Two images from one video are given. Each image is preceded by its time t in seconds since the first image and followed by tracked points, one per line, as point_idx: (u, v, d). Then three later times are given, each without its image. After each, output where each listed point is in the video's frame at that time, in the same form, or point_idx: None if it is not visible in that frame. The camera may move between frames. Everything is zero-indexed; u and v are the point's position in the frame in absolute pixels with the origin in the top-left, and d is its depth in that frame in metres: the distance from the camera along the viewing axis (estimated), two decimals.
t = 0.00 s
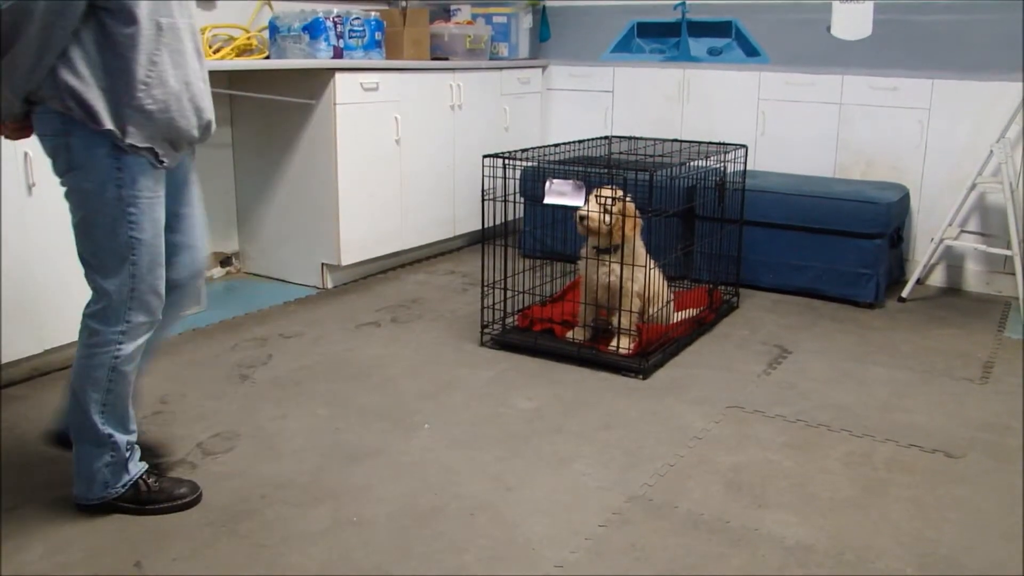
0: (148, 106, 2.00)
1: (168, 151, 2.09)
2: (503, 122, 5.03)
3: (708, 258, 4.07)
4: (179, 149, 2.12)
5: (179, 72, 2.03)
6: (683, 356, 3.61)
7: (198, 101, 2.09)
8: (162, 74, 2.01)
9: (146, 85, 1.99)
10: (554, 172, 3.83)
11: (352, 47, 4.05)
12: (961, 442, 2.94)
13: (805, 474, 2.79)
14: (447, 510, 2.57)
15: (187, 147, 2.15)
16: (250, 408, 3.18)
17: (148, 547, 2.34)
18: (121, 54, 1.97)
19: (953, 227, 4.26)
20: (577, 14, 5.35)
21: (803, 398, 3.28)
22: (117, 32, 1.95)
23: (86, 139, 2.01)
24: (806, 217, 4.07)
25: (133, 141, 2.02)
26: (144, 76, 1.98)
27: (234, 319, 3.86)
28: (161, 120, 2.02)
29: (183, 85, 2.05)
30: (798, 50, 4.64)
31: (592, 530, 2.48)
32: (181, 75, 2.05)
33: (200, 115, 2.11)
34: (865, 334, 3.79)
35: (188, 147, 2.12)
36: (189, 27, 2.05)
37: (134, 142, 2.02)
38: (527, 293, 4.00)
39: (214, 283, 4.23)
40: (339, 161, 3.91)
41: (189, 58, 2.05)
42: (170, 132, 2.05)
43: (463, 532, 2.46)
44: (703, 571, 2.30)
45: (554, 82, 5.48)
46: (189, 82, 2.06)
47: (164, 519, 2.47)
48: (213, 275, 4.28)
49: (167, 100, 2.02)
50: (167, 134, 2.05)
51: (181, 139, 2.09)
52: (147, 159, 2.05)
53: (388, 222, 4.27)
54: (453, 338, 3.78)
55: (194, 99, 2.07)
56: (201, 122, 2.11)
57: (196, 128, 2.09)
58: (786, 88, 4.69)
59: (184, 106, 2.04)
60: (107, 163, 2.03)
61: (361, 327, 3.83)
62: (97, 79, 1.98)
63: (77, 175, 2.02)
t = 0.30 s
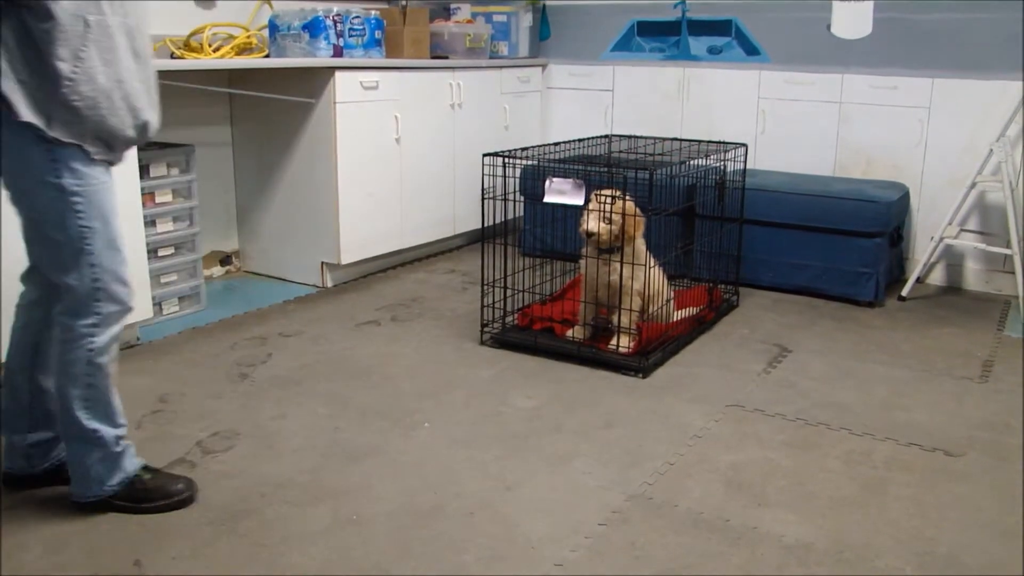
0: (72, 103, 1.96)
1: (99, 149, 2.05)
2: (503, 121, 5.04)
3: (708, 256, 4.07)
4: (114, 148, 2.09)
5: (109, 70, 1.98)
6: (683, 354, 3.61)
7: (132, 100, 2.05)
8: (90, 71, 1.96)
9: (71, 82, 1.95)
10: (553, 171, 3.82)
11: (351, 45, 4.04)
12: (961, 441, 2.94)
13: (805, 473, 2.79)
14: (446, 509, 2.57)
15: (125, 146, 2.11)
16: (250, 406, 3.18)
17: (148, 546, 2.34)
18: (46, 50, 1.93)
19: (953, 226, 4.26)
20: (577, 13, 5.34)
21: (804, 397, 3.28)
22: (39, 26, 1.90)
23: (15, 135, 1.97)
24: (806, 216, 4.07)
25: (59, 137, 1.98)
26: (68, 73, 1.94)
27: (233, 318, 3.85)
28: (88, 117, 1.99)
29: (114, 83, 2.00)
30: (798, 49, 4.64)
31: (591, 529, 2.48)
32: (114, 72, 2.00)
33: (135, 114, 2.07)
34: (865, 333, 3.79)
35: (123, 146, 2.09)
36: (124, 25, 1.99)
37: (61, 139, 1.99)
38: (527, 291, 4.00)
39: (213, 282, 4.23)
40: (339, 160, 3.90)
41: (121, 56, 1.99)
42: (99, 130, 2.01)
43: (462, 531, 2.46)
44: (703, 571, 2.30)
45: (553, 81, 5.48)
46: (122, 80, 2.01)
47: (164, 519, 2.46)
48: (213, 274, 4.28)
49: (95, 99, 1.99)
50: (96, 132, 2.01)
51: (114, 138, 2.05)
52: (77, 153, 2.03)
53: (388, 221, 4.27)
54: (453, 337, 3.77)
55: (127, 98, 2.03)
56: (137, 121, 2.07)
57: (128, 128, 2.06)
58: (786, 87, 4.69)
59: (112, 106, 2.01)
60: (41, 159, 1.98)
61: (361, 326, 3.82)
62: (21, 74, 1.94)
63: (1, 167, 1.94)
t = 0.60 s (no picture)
0: (26, 101, 2.05)
1: (57, 146, 2.13)
2: (502, 120, 5.03)
3: (708, 255, 4.07)
4: (74, 145, 2.16)
5: (60, 64, 2.07)
6: (682, 353, 3.61)
7: (86, 93, 2.13)
8: (40, 67, 2.04)
9: (22, 80, 2.03)
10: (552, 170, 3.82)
11: (350, 45, 4.04)
12: (960, 440, 2.94)
13: (804, 471, 2.79)
14: (446, 507, 2.57)
15: (86, 142, 2.19)
16: (250, 406, 3.17)
17: (147, 545, 2.34)
18: None
19: (952, 225, 4.26)
20: (576, 12, 5.34)
21: (803, 396, 3.28)
22: None
23: None
24: (806, 214, 4.06)
25: (17, 136, 2.06)
26: (18, 71, 2.02)
27: (232, 318, 3.85)
28: (43, 113, 2.07)
29: (66, 78, 2.08)
30: (797, 48, 4.64)
31: (591, 528, 2.48)
32: (65, 67, 2.08)
33: (92, 107, 2.15)
34: (864, 332, 3.79)
35: (82, 142, 2.17)
36: (72, 19, 2.08)
37: (19, 137, 2.06)
38: (526, 291, 3.99)
39: (212, 282, 4.22)
40: (338, 159, 3.90)
41: (72, 50, 2.08)
42: (56, 125, 2.10)
43: (461, 530, 2.46)
44: (702, 569, 2.30)
45: (552, 81, 5.47)
46: (73, 74, 2.09)
47: (164, 519, 2.47)
48: (212, 273, 4.27)
49: (49, 95, 2.07)
50: (51, 126, 2.09)
51: (72, 132, 2.13)
52: (32, 153, 2.09)
53: (387, 220, 4.27)
54: (452, 336, 3.77)
55: (80, 91, 2.11)
56: (94, 114, 2.16)
57: (85, 121, 2.14)
58: (785, 86, 4.69)
59: (66, 100, 2.09)
60: None
61: (360, 325, 3.82)
62: None
63: None
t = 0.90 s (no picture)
0: None
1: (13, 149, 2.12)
2: (503, 119, 5.03)
3: (708, 255, 4.06)
4: (32, 146, 2.14)
5: (10, 65, 2.03)
6: (683, 353, 3.61)
7: (42, 94, 2.09)
8: None
9: None
10: (553, 169, 3.81)
11: (351, 45, 4.04)
12: (961, 439, 2.94)
13: (805, 471, 2.79)
14: (447, 507, 2.57)
15: (48, 144, 2.17)
16: (251, 406, 3.18)
17: (148, 545, 2.34)
18: None
19: (953, 224, 4.26)
20: (576, 11, 5.34)
21: (804, 395, 3.27)
22: None
23: None
24: (807, 214, 4.06)
25: None
26: None
27: (233, 318, 3.85)
28: None
29: (17, 78, 2.05)
30: (797, 47, 4.64)
31: (591, 528, 2.48)
32: (15, 68, 2.05)
33: (51, 108, 2.12)
34: (865, 331, 3.78)
35: (41, 143, 2.14)
36: (22, 17, 2.04)
37: None
38: (527, 290, 3.99)
39: (213, 282, 4.23)
40: (338, 159, 3.90)
41: (21, 50, 2.04)
42: (10, 127, 2.07)
43: (462, 529, 2.46)
44: (703, 569, 2.30)
45: (552, 80, 5.47)
46: (25, 74, 2.05)
47: (164, 519, 2.47)
48: (213, 273, 4.27)
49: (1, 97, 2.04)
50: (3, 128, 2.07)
51: (29, 135, 2.10)
52: None
53: (387, 219, 4.27)
54: (452, 336, 3.77)
55: (34, 92, 2.08)
56: (52, 115, 2.12)
57: (42, 123, 2.10)
58: (784, 86, 4.68)
59: (18, 102, 2.06)
60: None
61: (361, 325, 3.82)
62: None
63: None
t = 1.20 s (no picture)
0: None
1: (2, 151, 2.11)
2: (503, 120, 5.03)
3: (709, 255, 4.06)
4: (20, 148, 2.14)
5: None
6: (684, 353, 3.61)
7: (29, 96, 2.09)
8: None
9: None
10: (553, 171, 3.80)
11: (351, 46, 4.04)
12: (962, 440, 2.94)
13: (806, 472, 2.79)
14: (448, 508, 2.57)
15: (36, 146, 2.16)
16: (251, 408, 3.18)
17: (149, 547, 2.34)
18: None
19: (954, 224, 4.26)
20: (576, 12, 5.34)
21: (805, 396, 3.28)
22: None
23: None
24: (807, 214, 4.06)
25: None
26: None
27: (233, 320, 3.85)
28: None
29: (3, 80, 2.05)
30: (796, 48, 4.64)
31: (592, 529, 2.48)
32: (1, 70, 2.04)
33: (38, 110, 2.11)
34: (866, 331, 3.78)
35: (29, 145, 2.14)
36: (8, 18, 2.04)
37: None
38: (528, 291, 3.99)
39: (214, 284, 4.23)
40: (339, 161, 3.90)
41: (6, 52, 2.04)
42: None
43: (463, 531, 2.47)
44: (704, 570, 2.30)
45: (553, 81, 5.47)
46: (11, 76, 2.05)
47: (166, 521, 2.47)
48: (214, 275, 4.27)
49: None
50: None
51: (17, 137, 2.10)
52: None
53: (388, 221, 4.27)
54: (453, 337, 3.77)
55: (21, 94, 2.07)
56: (40, 117, 2.12)
57: (30, 125, 2.10)
58: (785, 86, 4.69)
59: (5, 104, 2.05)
60: None
61: (361, 326, 3.82)
62: None
63: None
